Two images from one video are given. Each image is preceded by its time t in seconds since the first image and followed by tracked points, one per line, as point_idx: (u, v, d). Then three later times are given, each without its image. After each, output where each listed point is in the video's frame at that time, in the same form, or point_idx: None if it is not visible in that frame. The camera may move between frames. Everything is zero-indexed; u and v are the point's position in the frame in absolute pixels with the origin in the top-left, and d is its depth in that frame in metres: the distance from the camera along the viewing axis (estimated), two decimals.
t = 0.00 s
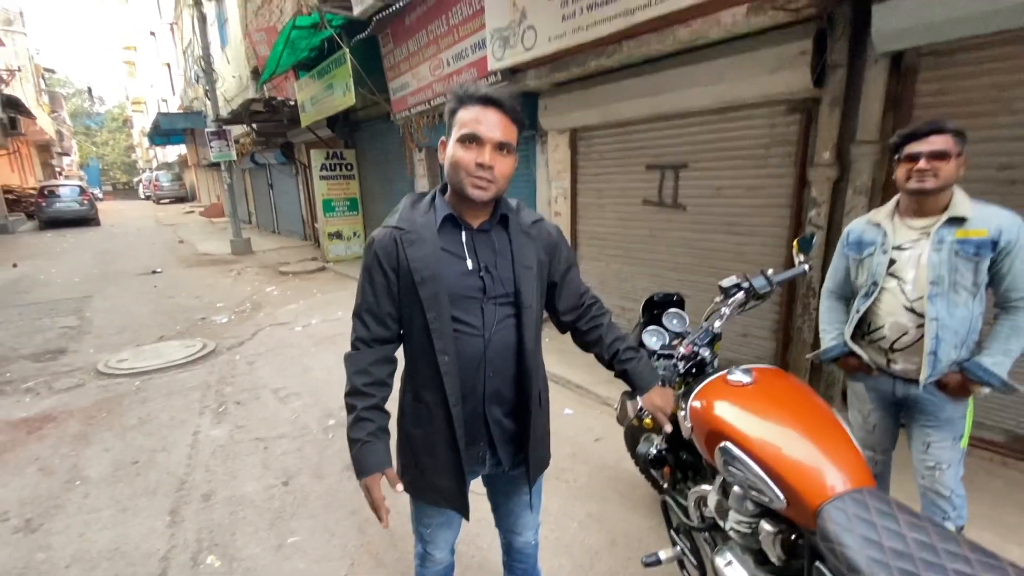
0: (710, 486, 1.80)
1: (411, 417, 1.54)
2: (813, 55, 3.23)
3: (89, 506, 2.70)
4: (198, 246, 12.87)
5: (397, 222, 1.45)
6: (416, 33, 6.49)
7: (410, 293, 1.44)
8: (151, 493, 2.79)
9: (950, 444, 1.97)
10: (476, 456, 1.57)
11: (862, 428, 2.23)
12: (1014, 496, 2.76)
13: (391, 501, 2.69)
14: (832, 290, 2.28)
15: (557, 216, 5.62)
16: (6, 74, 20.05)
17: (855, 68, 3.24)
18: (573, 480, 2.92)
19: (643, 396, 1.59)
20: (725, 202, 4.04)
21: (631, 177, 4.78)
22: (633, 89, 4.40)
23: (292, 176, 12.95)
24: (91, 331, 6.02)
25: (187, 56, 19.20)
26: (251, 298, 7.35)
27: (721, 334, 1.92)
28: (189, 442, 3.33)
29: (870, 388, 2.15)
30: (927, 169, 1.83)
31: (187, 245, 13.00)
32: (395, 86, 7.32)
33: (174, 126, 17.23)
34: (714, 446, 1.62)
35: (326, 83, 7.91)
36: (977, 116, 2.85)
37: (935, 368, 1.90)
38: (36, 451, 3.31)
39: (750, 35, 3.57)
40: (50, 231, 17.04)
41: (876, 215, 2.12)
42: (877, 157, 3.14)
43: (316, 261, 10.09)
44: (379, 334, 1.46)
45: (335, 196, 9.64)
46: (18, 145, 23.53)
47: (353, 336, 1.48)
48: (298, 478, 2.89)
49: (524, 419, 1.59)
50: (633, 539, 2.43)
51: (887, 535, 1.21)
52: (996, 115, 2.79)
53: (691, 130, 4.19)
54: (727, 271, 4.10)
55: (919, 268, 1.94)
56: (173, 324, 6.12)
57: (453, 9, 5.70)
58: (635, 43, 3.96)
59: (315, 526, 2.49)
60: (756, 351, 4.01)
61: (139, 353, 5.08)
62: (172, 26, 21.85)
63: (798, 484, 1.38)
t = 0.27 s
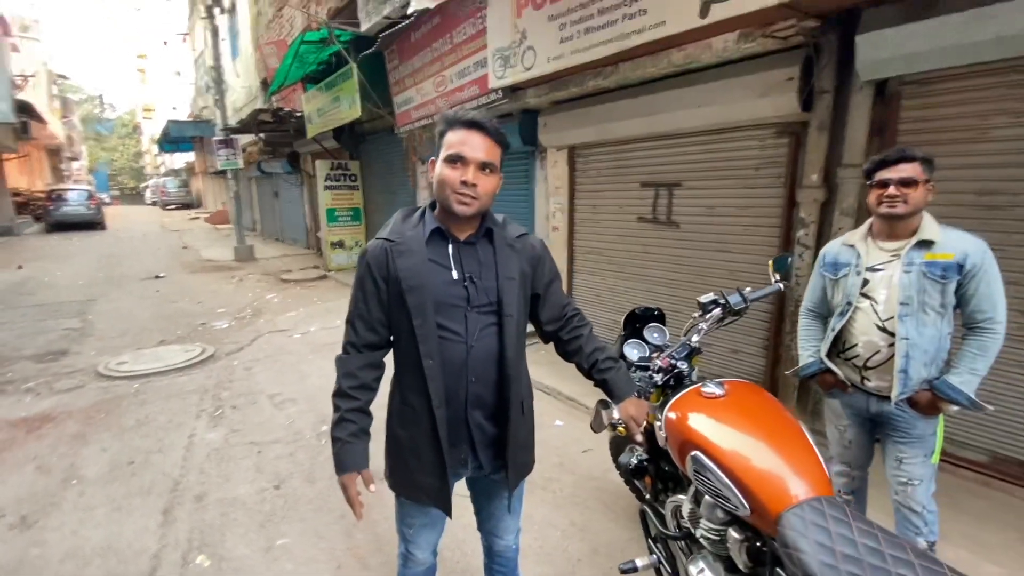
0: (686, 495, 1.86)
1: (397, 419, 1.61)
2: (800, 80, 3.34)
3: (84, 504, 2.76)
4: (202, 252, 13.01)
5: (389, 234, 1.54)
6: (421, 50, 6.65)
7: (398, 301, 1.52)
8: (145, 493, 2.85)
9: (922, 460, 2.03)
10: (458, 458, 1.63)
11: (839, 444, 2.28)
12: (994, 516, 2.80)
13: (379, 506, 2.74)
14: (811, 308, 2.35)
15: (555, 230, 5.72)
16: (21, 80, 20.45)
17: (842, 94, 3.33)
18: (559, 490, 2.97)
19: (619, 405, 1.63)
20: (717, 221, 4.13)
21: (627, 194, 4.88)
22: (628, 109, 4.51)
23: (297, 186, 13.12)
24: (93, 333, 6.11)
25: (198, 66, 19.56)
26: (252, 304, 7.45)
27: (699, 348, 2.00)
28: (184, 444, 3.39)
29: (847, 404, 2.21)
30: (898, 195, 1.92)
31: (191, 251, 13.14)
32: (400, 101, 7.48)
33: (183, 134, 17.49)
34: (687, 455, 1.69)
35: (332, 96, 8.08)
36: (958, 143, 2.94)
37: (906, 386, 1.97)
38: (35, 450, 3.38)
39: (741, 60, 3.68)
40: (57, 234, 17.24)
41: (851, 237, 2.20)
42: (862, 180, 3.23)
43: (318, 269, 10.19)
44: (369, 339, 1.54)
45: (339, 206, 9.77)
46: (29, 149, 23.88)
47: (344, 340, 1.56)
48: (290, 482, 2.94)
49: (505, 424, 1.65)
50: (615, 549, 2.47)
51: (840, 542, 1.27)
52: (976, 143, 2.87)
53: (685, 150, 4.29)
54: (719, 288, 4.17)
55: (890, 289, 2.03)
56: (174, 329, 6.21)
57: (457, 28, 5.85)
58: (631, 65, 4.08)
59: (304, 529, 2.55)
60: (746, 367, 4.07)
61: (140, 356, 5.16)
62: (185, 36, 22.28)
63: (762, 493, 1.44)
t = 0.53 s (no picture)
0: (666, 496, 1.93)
1: (389, 415, 1.70)
2: (793, 97, 3.44)
3: (91, 496, 2.86)
4: (212, 255, 13.21)
5: (384, 241, 1.64)
6: (429, 62, 6.80)
7: (391, 304, 1.61)
8: (150, 486, 2.95)
9: (899, 469, 2.09)
10: (445, 453, 1.72)
11: (821, 452, 2.35)
12: (980, 528, 2.83)
13: (374, 504, 2.82)
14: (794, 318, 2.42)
15: (557, 239, 5.81)
16: (42, 84, 20.94)
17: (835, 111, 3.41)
18: (550, 493, 3.04)
19: (601, 407, 1.73)
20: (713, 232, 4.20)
21: (627, 205, 4.96)
22: (629, 122, 4.61)
23: (307, 191, 13.32)
24: (104, 332, 6.26)
25: (213, 73, 19.93)
26: (259, 307, 7.58)
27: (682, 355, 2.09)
28: (189, 441, 3.50)
29: (827, 413, 2.28)
30: (871, 214, 2.01)
31: (202, 254, 13.35)
32: (407, 110, 7.63)
33: (197, 139, 17.81)
34: (663, 457, 1.76)
35: (343, 105, 8.25)
36: (947, 160, 3.00)
37: (881, 396, 2.05)
38: (45, 443, 3.49)
39: (738, 76, 3.78)
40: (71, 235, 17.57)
41: (832, 250, 2.27)
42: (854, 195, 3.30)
43: (325, 274, 10.34)
44: (364, 339, 1.64)
45: (347, 211, 9.93)
46: (47, 151, 24.37)
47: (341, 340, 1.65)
48: (289, 479, 3.03)
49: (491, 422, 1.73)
50: (601, 551, 2.54)
51: (799, 539, 1.36)
52: (965, 161, 2.94)
53: (683, 163, 4.38)
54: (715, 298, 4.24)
55: (867, 301, 2.10)
56: (182, 329, 6.35)
57: (464, 40, 6.00)
58: (631, 80, 4.19)
59: (301, 525, 2.63)
60: (740, 377, 4.13)
61: (148, 355, 5.29)
62: (202, 43, 22.73)
63: (731, 494, 1.52)
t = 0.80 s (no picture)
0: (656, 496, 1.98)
1: (385, 414, 1.78)
2: (790, 104, 3.49)
3: (106, 493, 2.98)
4: (227, 261, 13.48)
5: (380, 249, 1.73)
6: (436, 72, 6.93)
7: (386, 307, 1.69)
8: (162, 485, 3.06)
9: (888, 472, 2.11)
10: (438, 450, 1.79)
11: (814, 456, 2.38)
12: (979, 533, 2.82)
13: (376, 504, 2.90)
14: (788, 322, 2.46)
15: (561, 245, 5.88)
16: (64, 96, 21.54)
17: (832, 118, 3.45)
18: (549, 495, 3.09)
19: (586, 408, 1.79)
20: (714, 238, 4.24)
21: (630, 211, 5.02)
22: (631, 129, 4.68)
23: (319, 198, 13.54)
24: (121, 337, 6.44)
25: (229, 83, 20.36)
26: (270, 312, 7.74)
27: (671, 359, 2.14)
28: (200, 442, 3.61)
29: (819, 417, 2.31)
30: (857, 222, 2.06)
31: (217, 260, 13.62)
32: (416, 119, 7.76)
33: (213, 148, 18.19)
34: (649, 457, 1.82)
35: (353, 114, 8.42)
36: (944, 166, 3.02)
37: (868, 399, 2.08)
38: (64, 443, 3.63)
39: (737, 84, 3.83)
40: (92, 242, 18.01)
41: (823, 256, 2.31)
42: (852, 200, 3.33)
43: (336, 279, 10.49)
44: (360, 341, 1.72)
45: (357, 218, 10.09)
46: (70, 161, 25.02)
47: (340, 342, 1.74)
48: (295, 479, 3.13)
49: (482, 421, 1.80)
50: (597, 552, 2.58)
51: (773, 536, 1.41)
52: (962, 166, 2.96)
53: (684, 169, 4.43)
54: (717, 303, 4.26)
55: (855, 305, 2.14)
56: (195, 334, 6.51)
57: (470, 51, 6.11)
58: (632, 88, 4.26)
59: (306, 523, 2.72)
60: (743, 383, 4.14)
61: (163, 359, 5.44)
62: (218, 55, 23.24)
63: (711, 491, 1.57)
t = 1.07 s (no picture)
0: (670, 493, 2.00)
1: (400, 414, 1.82)
2: (799, 99, 3.47)
3: (135, 498, 3.08)
4: (246, 271, 13.73)
5: (394, 252, 1.77)
6: (445, 79, 7.01)
7: (400, 309, 1.74)
8: (188, 489, 3.15)
9: (906, 466, 2.10)
10: (452, 450, 1.83)
11: (830, 452, 2.37)
12: (1005, 529, 2.77)
13: (395, 506, 2.95)
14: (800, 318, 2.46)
15: (573, 246, 5.90)
16: (87, 114, 22.16)
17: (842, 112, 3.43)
18: (565, 495, 3.11)
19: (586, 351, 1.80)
20: (726, 235, 4.23)
21: (641, 211, 5.02)
22: (640, 129, 4.69)
23: (334, 207, 13.74)
24: (145, 347, 6.62)
25: (245, 97, 20.78)
26: (289, 320, 7.87)
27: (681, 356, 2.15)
28: (223, 447, 3.70)
29: (834, 412, 2.30)
30: (869, 216, 2.05)
31: (236, 270, 13.88)
32: (426, 126, 7.85)
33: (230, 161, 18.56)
34: (660, 453, 1.83)
35: (365, 123, 8.54)
36: (959, 156, 2.98)
37: (883, 392, 2.07)
38: (93, 450, 3.75)
39: (745, 80, 3.82)
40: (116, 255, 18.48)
41: (834, 250, 2.31)
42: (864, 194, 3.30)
43: (352, 286, 10.63)
44: (375, 342, 1.77)
45: (371, 225, 10.22)
46: (93, 176, 25.72)
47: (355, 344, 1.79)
48: (316, 482, 3.19)
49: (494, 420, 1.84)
50: (613, 551, 2.60)
51: (783, 529, 1.44)
52: (977, 156, 2.92)
53: (694, 168, 4.43)
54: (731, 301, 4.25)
55: (867, 299, 2.14)
56: (217, 342, 6.65)
57: (478, 57, 6.17)
58: (639, 88, 4.27)
59: (326, 524, 2.78)
60: (759, 380, 4.11)
61: (186, 368, 5.57)
62: (233, 69, 23.72)
63: (725, 487, 1.58)
